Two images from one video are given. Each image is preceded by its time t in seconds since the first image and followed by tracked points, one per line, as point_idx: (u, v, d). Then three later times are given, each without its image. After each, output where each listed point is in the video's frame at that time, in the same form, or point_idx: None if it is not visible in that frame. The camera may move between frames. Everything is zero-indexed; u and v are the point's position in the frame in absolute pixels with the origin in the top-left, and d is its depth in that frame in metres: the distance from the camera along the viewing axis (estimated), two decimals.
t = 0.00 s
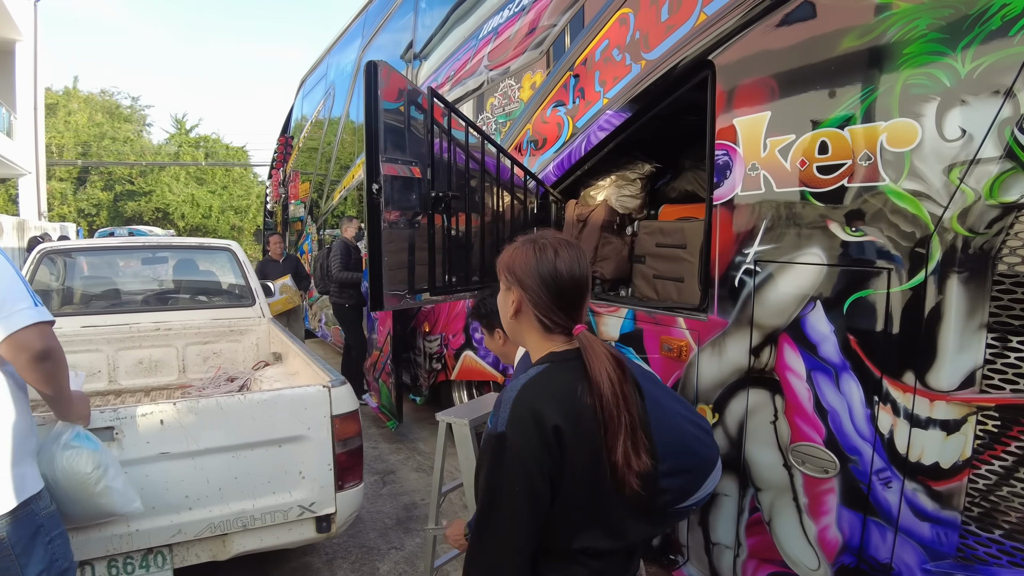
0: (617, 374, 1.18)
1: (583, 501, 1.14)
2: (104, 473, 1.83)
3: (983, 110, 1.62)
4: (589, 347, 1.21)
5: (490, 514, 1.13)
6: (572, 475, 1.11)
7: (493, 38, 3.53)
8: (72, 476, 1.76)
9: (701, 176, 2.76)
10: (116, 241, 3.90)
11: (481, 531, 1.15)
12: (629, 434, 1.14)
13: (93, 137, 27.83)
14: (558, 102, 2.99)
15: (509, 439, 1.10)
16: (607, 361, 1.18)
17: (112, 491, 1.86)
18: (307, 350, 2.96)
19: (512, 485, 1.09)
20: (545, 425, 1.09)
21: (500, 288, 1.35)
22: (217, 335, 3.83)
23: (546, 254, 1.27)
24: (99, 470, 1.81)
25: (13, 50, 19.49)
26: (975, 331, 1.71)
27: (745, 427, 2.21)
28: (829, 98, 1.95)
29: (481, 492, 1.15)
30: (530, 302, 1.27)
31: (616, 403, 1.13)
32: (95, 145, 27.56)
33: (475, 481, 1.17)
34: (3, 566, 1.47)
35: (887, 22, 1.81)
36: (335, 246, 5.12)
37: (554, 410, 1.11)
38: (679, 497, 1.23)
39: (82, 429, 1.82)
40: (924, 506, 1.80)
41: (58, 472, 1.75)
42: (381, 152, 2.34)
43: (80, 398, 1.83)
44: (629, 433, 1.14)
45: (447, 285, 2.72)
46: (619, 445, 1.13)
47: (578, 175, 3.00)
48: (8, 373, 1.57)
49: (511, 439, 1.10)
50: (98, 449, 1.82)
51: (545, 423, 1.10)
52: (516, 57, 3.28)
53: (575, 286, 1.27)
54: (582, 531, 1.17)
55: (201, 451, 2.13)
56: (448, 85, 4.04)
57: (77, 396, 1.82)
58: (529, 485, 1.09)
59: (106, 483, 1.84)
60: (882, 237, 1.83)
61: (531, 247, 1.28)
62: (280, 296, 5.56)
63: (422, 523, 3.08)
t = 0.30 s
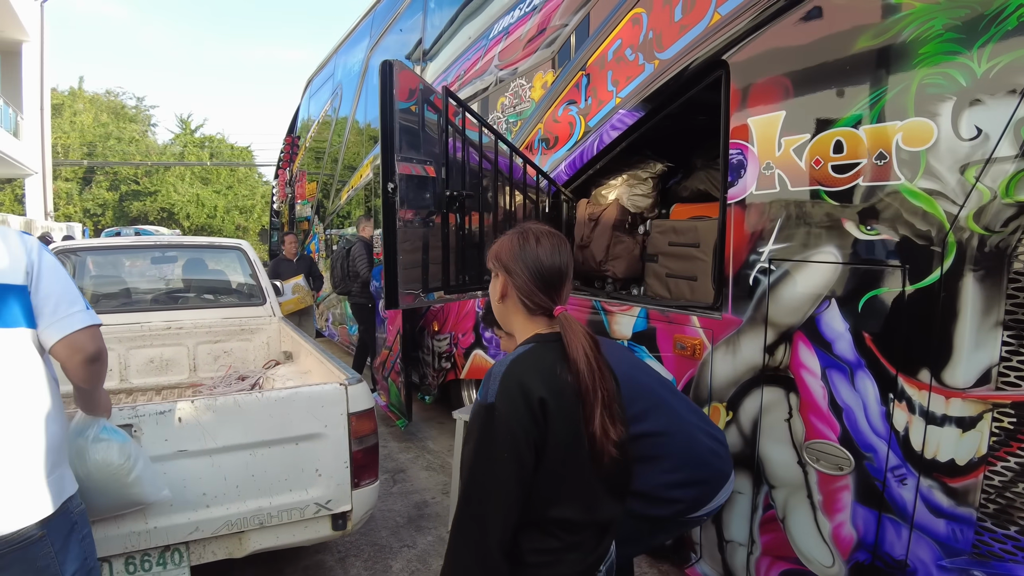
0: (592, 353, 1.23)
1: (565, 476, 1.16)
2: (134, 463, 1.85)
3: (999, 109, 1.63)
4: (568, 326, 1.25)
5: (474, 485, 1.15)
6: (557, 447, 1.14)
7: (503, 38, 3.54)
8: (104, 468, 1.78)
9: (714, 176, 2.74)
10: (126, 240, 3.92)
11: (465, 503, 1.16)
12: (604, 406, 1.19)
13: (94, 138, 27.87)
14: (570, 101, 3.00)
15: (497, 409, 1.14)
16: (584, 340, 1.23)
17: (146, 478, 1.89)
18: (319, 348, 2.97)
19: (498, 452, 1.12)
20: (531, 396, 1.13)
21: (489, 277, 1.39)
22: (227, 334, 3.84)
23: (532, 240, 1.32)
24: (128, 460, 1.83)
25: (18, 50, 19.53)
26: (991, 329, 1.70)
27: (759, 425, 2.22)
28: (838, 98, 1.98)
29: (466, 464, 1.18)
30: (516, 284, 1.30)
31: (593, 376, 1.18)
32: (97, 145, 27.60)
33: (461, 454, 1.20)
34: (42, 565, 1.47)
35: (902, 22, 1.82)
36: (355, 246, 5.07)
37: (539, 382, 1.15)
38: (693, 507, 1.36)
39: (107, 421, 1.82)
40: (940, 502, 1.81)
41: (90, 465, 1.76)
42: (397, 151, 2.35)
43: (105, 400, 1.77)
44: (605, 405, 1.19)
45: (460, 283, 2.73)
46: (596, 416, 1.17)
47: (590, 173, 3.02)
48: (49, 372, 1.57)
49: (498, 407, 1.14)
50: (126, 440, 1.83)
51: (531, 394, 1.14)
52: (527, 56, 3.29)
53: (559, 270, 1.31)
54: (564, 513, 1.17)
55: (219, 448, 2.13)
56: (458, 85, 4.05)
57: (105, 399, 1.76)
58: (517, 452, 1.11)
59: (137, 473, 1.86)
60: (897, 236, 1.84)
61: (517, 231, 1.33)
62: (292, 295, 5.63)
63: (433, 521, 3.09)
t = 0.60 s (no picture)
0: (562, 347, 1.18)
1: (516, 464, 1.17)
2: (144, 454, 1.85)
3: (1011, 105, 1.61)
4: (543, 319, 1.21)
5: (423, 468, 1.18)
6: (504, 437, 1.14)
7: (508, 35, 3.53)
8: (116, 459, 1.77)
9: (720, 173, 2.73)
10: (130, 240, 3.93)
11: (417, 485, 1.19)
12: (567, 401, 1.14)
13: (97, 138, 27.97)
14: (575, 99, 2.99)
15: (445, 397, 1.15)
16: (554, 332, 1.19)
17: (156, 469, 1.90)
18: (324, 346, 2.96)
19: (444, 439, 1.14)
20: (476, 386, 1.14)
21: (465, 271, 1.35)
22: (232, 333, 3.83)
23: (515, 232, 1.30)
24: (138, 453, 1.82)
25: (22, 50, 19.56)
26: (1002, 326, 1.69)
27: (767, 423, 2.21)
28: (843, 96, 1.97)
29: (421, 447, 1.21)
30: (496, 274, 1.27)
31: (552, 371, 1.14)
32: (100, 146, 27.69)
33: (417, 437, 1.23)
34: (46, 566, 1.47)
35: (912, 18, 1.80)
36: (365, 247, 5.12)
37: (487, 373, 1.15)
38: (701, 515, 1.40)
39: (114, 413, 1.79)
40: (950, 501, 1.79)
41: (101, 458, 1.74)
42: (402, 148, 2.34)
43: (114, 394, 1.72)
44: (567, 400, 1.14)
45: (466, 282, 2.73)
46: (554, 408, 1.13)
47: (596, 171, 3.01)
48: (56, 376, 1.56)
49: (445, 395, 1.16)
50: (135, 431, 1.82)
51: (478, 384, 1.14)
52: (531, 55, 3.28)
53: (541, 263, 1.29)
54: (517, 499, 1.19)
55: (225, 447, 2.12)
56: (462, 83, 4.04)
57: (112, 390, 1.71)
58: (461, 440, 1.13)
59: (149, 465, 1.87)
60: (906, 233, 1.82)
61: (499, 223, 1.30)
62: (298, 293, 5.60)
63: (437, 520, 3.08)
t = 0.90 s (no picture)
0: (542, 344, 1.16)
1: (471, 460, 1.13)
2: (108, 464, 1.80)
3: (1016, 99, 1.57)
4: (523, 315, 1.18)
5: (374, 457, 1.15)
6: (460, 431, 1.11)
7: (506, 32, 3.50)
8: (76, 469, 1.73)
9: (719, 170, 2.69)
10: (127, 239, 3.93)
11: (367, 474, 1.16)
12: (547, 398, 1.12)
13: (103, 138, 28.14)
14: (572, 95, 2.95)
15: (400, 386, 1.12)
16: (535, 330, 1.16)
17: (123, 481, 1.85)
18: (317, 346, 2.94)
19: (397, 428, 1.11)
20: (432, 377, 1.10)
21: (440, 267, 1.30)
22: (227, 332, 3.81)
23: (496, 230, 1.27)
24: (101, 464, 1.78)
25: (22, 50, 19.54)
26: (1007, 326, 1.64)
27: (766, 425, 2.16)
28: (845, 92, 1.92)
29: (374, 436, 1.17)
30: (474, 269, 1.22)
31: (528, 366, 1.12)
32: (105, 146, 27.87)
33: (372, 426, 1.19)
34: None
35: (914, 9, 1.75)
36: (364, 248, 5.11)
37: (445, 363, 1.11)
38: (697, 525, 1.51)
39: (80, 420, 1.78)
40: (952, 506, 1.74)
41: (60, 467, 1.71)
42: (394, 145, 2.32)
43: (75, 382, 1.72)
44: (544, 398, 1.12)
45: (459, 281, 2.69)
46: (535, 407, 1.10)
47: (593, 168, 2.97)
48: None
49: (401, 383, 1.12)
50: (100, 438, 1.80)
51: (433, 375, 1.11)
52: (529, 50, 3.25)
53: (518, 263, 1.26)
54: (469, 498, 1.15)
55: (213, 449, 2.10)
56: (459, 80, 4.01)
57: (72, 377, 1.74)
58: (414, 431, 1.10)
59: (110, 476, 1.82)
60: (908, 231, 1.78)
61: (478, 220, 1.27)
62: (299, 292, 5.58)
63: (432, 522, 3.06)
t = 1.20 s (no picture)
0: (498, 354, 1.17)
1: (425, 475, 1.11)
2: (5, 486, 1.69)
3: (1019, 93, 1.48)
4: (477, 324, 1.18)
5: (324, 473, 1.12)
6: (411, 444, 1.09)
7: (497, 29, 3.45)
8: None
9: (712, 167, 2.61)
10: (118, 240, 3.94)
11: (317, 491, 1.13)
12: (503, 408, 1.13)
13: (112, 138, 28.45)
14: (563, 92, 2.88)
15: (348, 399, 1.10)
16: (489, 339, 1.17)
17: (13, 508, 1.73)
18: (303, 351, 2.91)
19: (347, 443, 1.09)
20: (381, 389, 1.09)
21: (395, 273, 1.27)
22: (217, 334, 3.93)
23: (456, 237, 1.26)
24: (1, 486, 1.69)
25: (21, 50, 19.77)
26: (1010, 333, 1.55)
27: (758, 433, 2.09)
28: (846, 92, 1.82)
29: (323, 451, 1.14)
30: (429, 275, 1.20)
31: (483, 377, 1.12)
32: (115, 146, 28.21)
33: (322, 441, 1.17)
34: None
35: None
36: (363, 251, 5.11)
37: (393, 375, 1.10)
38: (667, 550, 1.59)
39: None
40: (951, 521, 1.66)
41: None
42: (376, 145, 2.33)
43: (12, 389, 1.82)
44: (499, 409, 1.12)
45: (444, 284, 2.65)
46: (490, 418, 1.11)
47: (584, 167, 2.91)
48: None
49: (349, 396, 1.10)
50: (9, 455, 1.73)
51: (382, 386, 1.09)
52: (521, 47, 3.18)
53: (476, 271, 1.24)
54: (423, 516, 1.12)
55: (187, 458, 2.07)
56: (452, 78, 3.96)
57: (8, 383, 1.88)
58: (363, 445, 1.08)
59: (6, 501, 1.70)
60: (906, 232, 1.69)
61: (438, 225, 1.25)
62: (298, 292, 5.54)
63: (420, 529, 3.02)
